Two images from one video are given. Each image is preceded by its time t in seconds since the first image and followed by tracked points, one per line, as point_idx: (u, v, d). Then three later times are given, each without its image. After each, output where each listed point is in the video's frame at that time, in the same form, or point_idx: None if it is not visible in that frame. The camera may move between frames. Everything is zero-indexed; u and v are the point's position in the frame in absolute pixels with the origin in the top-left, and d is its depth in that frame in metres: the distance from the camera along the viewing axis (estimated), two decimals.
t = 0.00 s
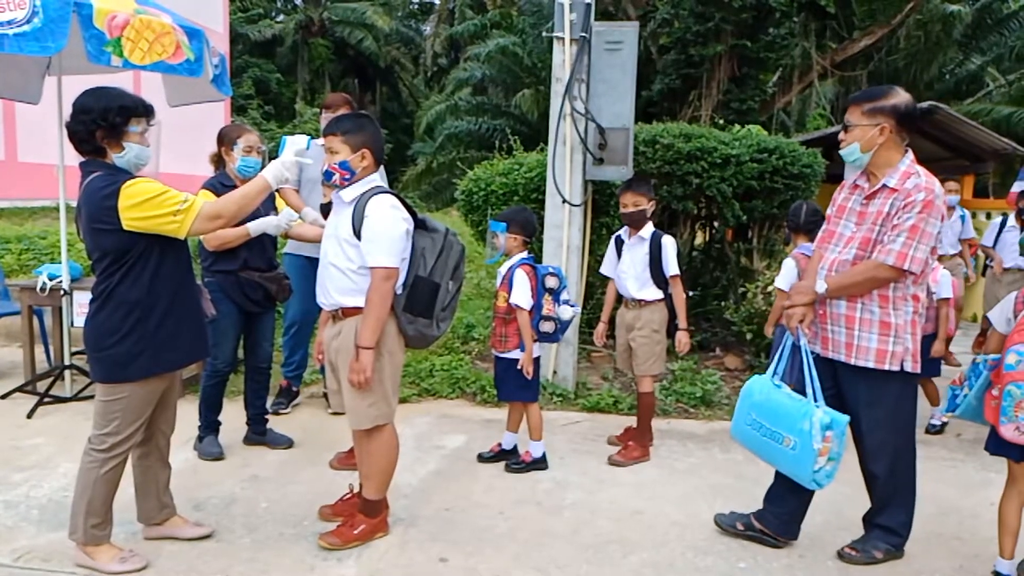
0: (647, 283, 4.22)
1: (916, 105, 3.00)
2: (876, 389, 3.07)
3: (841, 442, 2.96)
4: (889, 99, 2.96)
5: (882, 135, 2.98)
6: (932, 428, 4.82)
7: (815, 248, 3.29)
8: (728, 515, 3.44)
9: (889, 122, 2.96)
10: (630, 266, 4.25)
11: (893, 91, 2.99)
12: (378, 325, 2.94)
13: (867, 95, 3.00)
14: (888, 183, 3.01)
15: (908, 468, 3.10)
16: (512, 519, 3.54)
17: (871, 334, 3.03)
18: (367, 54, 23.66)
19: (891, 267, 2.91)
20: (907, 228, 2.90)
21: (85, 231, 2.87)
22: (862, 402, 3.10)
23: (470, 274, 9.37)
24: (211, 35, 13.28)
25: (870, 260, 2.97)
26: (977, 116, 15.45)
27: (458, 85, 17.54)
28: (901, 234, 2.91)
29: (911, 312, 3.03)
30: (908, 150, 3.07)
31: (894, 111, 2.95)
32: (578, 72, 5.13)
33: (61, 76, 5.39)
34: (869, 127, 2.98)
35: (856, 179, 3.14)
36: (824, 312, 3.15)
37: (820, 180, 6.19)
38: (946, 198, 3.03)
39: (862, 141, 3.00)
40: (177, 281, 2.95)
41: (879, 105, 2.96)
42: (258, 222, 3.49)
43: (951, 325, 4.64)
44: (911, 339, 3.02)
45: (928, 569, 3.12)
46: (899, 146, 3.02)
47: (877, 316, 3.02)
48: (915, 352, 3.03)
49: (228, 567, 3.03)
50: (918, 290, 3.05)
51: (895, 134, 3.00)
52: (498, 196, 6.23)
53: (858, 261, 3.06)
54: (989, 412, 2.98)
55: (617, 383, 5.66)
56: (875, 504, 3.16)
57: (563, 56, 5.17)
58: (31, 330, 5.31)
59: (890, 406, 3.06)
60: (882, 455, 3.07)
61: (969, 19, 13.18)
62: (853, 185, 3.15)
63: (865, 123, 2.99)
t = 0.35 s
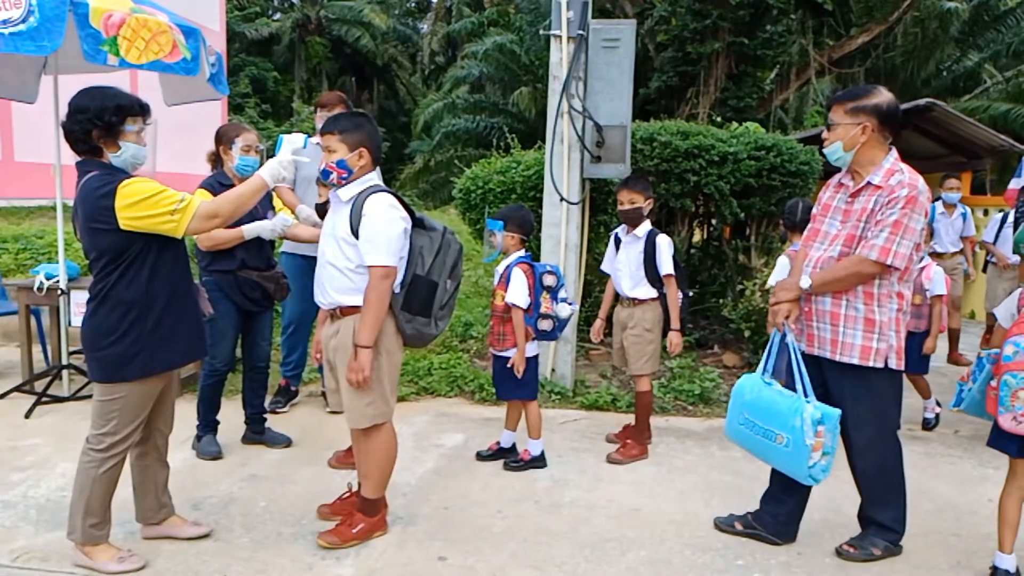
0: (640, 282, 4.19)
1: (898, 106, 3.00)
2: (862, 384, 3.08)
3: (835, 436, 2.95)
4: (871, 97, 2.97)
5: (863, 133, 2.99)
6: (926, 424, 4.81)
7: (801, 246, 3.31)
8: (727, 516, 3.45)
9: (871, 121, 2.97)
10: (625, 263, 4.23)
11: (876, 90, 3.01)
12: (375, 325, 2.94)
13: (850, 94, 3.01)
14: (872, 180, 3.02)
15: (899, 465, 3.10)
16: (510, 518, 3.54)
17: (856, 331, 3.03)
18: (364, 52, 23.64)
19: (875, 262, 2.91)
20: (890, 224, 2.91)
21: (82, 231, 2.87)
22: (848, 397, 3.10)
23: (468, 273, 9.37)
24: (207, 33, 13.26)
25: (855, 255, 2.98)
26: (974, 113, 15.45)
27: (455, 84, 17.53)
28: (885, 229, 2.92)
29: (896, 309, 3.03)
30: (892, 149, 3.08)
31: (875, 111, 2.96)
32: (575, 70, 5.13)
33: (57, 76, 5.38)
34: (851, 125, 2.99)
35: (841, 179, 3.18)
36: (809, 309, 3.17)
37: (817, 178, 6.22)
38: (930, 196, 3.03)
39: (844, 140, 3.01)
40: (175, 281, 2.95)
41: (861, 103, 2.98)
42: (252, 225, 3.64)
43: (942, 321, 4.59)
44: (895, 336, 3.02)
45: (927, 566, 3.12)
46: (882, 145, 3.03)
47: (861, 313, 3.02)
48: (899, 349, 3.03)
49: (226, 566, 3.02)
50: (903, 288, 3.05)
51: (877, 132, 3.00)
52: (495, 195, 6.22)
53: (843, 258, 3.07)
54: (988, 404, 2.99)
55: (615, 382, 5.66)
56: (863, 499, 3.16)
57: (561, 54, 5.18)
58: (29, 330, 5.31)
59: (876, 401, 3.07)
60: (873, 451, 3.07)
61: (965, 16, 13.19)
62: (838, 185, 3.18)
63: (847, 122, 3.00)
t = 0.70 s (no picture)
0: (635, 281, 4.18)
1: (880, 103, 3.00)
2: (845, 380, 3.07)
3: (826, 433, 2.95)
4: (854, 96, 2.98)
5: (845, 132, 2.99)
6: (915, 423, 4.80)
7: (786, 245, 3.31)
8: (725, 516, 3.45)
9: (853, 119, 2.97)
10: (621, 262, 4.25)
11: (858, 89, 3.02)
12: (374, 325, 2.93)
13: (832, 93, 3.01)
14: (854, 178, 3.02)
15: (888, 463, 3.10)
16: (509, 517, 3.53)
17: (838, 328, 3.03)
18: (363, 52, 23.63)
19: (857, 258, 2.92)
20: (872, 220, 2.91)
21: (80, 231, 2.86)
22: (832, 394, 3.10)
23: (467, 272, 9.38)
24: (205, 32, 13.25)
25: (837, 252, 2.98)
26: (973, 112, 15.45)
27: (454, 83, 17.52)
28: (867, 226, 2.92)
29: (879, 306, 3.03)
30: (874, 146, 3.08)
31: (857, 109, 2.97)
32: (574, 70, 5.12)
33: (55, 75, 5.37)
34: (833, 124, 3.00)
35: (825, 177, 3.18)
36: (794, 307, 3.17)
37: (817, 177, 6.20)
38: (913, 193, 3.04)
39: (826, 138, 3.02)
40: (173, 280, 2.95)
41: (843, 102, 2.98)
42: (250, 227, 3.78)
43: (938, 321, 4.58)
44: (877, 334, 3.03)
45: (926, 565, 3.12)
46: (864, 142, 3.03)
47: (844, 310, 3.03)
48: (881, 346, 3.04)
49: (224, 566, 3.02)
50: (886, 285, 3.05)
51: (859, 130, 3.01)
52: (494, 194, 6.22)
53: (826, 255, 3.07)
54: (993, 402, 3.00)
55: (614, 381, 5.66)
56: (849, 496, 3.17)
57: (559, 54, 5.15)
58: (27, 329, 5.30)
59: (859, 396, 3.07)
60: (860, 448, 3.07)
61: (964, 16, 13.20)
62: (822, 183, 3.18)
63: (829, 120, 3.01)
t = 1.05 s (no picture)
0: (632, 278, 4.18)
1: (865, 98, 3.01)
2: (831, 373, 3.07)
3: (818, 426, 2.96)
4: (839, 90, 2.99)
5: (829, 126, 3.01)
6: (906, 425, 4.66)
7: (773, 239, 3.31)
8: (725, 512, 3.46)
9: (837, 113, 2.98)
10: (618, 258, 4.25)
11: (844, 84, 3.03)
12: (374, 322, 2.94)
13: (816, 88, 3.03)
14: (839, 171, 3.02)
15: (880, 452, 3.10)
16: (509, 513, 3.54)
17: (824, 321, 3.03)
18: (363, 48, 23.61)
19: (844, 250, 2.91)
20: (857, 212, 2.91)
21: (79, 229, 2.86)
22: (819, 386, 3.10)
23: (467, 269, 9.38)
24: (205, 29, 13.24)
25: (824, 244, 2.98)
26: (974, 108, 15.41)
27: (454, 79, 17.51)
28: (852, 218, 2.92)
29: (865, 299, 3.03)
30: (860, 139, 3.09)
31: (841, 103, 2.97)
32: (574, 66, 5.12)
33: (54, 72, 5.37)
34: (817, 118, 3.01)
35: (812, 171, 3.18)
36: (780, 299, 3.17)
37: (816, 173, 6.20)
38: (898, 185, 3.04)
39: (811, 133, 3.03)
40: (173, 277, 2.95)
41: (828, 96, 2.99)
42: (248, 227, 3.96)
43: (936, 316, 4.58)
44: (863, 327, 3.03)
45: (924, 560, 3.13)
46: (849, 136, 3.03)
47: (831, 303, 3.02)
48: (867, 339, 3.04)
49: (225, 563, 3.03)
50: (873, 278, 3.05)
51: (843, 124, 3.01)
52: (493, 191, 6.22)
53: (812, 248, 3.07)
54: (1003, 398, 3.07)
55: (614, 377, 5.66)
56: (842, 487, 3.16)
57: (559, 50, 5.14)
58: (27, 326, 5.30)
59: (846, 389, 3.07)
60: (850, 440, 3.07)
61: (965, 11, 13.19)
62: (809, 176, 3.18)
63: (814, 115, 3.02)
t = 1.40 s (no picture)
0: (630, 272, 4.18)
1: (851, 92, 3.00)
2: (815, 365, 3.07)
3: (807, 419, 2.95)
4: (824, 84, 2.98)
5: (814, 120, 2.99)
6: (892, 423, 4.55)
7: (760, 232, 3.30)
8: (725, 507, 3.46)
9: (822, 108, 2.97)
10: (617, 253, 4.25)
11: (829, 78, 3.02)
12: (374, 318, 2.93)
13: (802, 82, 3.02)
14: (825, 164, 3.01)
15: (868, 441, 3.09)
16: (509, 508, 3.54)
17: (810, 313, 3.03)
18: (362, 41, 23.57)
19: (829, 241, 2.91)
20: (841, 203, 2.91)
21: (78, 225, 2.86)
22: (804, 378, 3.09)
23: (467, 263, 9.39)
24: (204, 24, 13.22)
25: (809, 237, 2.98)
26: (974, 100, 15.39)
27: (453, 72, 17.50)
28: (836, 209, 2.92)
29: (850, 291, 3.03)
30: (846, 132, 3.07)
31: (826, 98, 2.96)
32: (573, 60, 5.11)
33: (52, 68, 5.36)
34: (802, 112, 3.00)
35: (798, 165, 3.16)
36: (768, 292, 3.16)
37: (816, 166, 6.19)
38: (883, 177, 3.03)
39: (796, 127, 3.01)
40: (172, 273, 2.95)
41: (813, 91, 2.98)
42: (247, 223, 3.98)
43: (935, 309, 4.55)
44: (848, 319, 3.02)
45: (924, 553, 3.13)
46: (835, 130, 3.02)
47: (816, 295, 3.02)
48: (852, 331, 3.04)
49: (226, 559, 3.03)
50: (858, 271, 3.05)
51: (828, 118, 3.00)
52: (493, 185, 6.21)
53: (798, 240, 3.07)
54: None
55: (614, 371, 5.67)
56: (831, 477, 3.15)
57: (559, 43, 5.14)
58: (27, 323, 5.30)
59: (833, 380, 3.05)
60: (837, 429, 3.05)
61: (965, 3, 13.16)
62: (796, 170, 3.16)
63: (799, 109, 3.01)
